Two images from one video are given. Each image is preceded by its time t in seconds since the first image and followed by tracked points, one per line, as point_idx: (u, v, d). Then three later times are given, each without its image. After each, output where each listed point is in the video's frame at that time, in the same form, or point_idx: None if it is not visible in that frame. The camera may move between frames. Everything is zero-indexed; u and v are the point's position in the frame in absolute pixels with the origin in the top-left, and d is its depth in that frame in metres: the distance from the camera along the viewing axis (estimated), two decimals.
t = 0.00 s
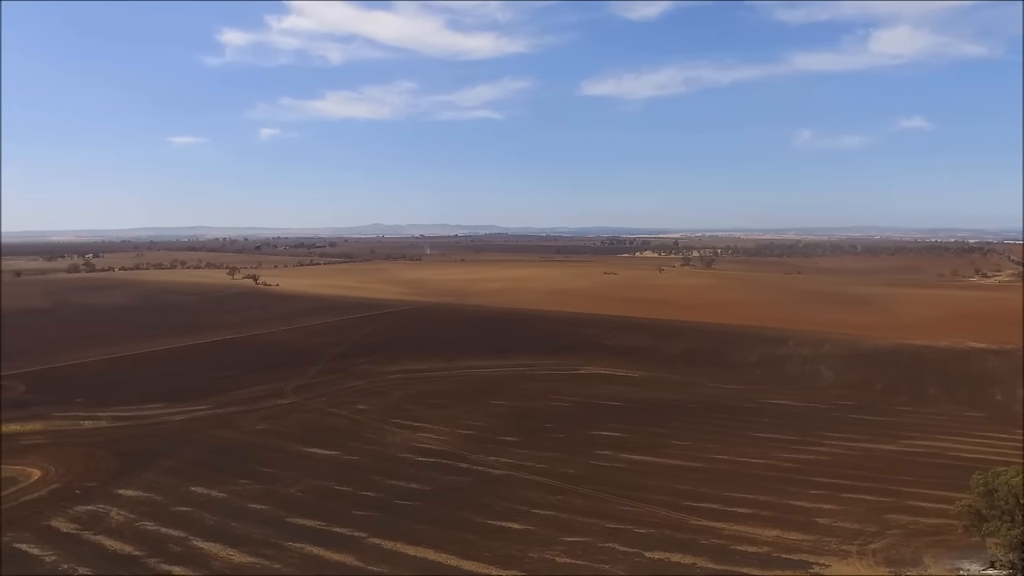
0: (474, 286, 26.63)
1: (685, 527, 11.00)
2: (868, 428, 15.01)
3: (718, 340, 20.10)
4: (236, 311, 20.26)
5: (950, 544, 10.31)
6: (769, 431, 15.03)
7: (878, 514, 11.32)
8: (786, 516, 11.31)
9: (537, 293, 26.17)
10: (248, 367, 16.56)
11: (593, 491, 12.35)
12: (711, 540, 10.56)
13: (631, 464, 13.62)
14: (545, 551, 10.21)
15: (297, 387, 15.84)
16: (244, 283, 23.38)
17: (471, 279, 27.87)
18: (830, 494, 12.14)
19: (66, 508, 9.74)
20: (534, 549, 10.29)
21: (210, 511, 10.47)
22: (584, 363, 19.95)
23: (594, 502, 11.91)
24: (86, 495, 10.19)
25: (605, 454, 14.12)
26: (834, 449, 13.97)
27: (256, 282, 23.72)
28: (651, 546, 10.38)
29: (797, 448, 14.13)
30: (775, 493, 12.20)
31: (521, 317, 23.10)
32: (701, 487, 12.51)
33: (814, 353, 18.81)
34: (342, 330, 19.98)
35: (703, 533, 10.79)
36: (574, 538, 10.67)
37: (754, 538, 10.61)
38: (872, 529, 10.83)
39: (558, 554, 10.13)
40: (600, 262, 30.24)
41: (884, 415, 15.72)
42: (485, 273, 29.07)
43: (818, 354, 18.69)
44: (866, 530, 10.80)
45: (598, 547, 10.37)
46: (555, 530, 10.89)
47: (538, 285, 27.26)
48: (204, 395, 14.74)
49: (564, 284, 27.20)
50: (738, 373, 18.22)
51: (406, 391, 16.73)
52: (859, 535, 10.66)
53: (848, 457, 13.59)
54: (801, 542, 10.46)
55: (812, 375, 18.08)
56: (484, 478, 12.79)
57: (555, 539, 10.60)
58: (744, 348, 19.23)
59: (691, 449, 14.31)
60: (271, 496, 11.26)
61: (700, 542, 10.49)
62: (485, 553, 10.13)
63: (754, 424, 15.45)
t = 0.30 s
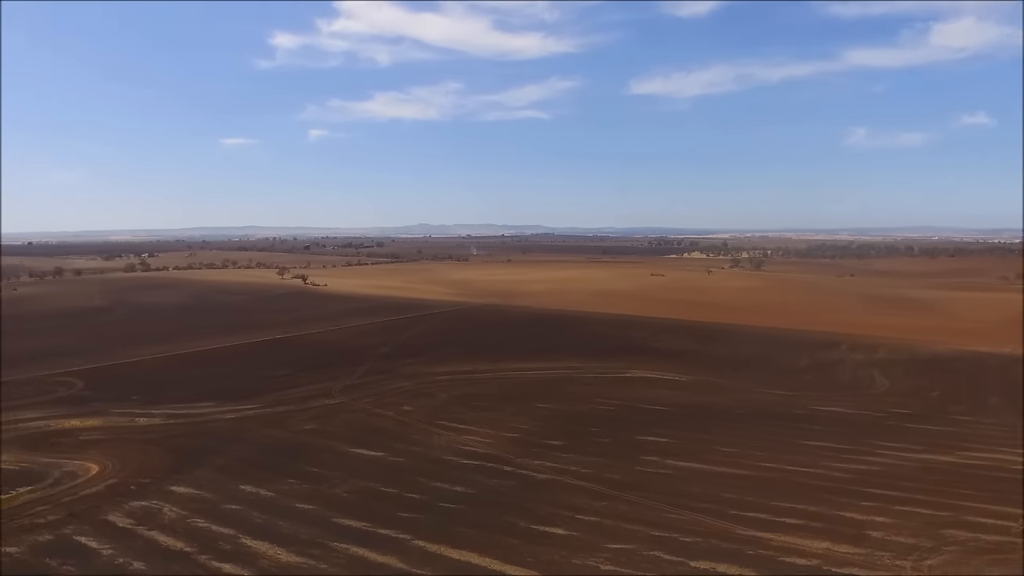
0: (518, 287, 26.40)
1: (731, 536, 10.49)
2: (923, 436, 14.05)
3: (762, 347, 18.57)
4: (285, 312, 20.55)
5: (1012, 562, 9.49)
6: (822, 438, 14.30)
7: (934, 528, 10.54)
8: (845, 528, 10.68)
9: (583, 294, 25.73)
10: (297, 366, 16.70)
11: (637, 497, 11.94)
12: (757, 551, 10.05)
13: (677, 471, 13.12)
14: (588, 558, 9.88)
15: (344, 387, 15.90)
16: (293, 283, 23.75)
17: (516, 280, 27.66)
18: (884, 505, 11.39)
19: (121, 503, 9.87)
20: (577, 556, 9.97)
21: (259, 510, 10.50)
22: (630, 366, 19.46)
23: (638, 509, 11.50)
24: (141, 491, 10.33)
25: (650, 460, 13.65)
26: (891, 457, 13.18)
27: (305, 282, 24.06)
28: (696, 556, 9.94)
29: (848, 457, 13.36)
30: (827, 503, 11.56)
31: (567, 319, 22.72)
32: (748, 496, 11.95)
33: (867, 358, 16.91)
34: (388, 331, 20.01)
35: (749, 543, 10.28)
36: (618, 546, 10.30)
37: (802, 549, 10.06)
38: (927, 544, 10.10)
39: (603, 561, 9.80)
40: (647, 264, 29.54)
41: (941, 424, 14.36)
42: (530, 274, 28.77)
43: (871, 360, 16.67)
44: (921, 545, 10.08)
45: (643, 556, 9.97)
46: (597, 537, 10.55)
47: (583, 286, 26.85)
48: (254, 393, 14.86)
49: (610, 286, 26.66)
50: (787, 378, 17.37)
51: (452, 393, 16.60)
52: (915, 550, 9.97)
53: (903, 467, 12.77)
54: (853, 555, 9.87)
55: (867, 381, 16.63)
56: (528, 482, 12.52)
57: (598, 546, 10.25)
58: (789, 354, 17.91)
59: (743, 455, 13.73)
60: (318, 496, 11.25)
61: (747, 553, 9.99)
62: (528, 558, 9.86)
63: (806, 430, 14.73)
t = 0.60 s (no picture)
0: (561, 288, 26.07)
1: (777, 547, 10.02)
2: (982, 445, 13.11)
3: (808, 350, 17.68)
4: (330, 313, 20.75)
5: None
6: (878, 446, 13.59)
7: (992, 545, 9.84)
8: (908, 541, 10.06)
9: (627, 296, 25.27)
10: (342, 367, 16.77)
11: (682, 504, 11.54)
12: (805, 564, 9.56)
13: (725, 476, 12.65)
14: (630, 566, 9.55)
15: (388, 388, 15.90)
16: (338, 284, 24.01)
17: (558, 281, 27.36)
18: (936, 519, 10.73)
19: (171, 501, 9.98)
20: (618, 563, 9.64)
21: (303, 510, 10.51)
22: (675, 370, 18.98)
23: (682, 516, 11.10)
24: (189, 488, 10.44)
25: (694, 466, 13.19)
26: (952, 467, 12.39)
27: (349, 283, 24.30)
28: (740, 566, 9.52)
29: (900, 468, 12.66)
30: (874, 515, 10.95)
31: (611, 322, 22.34)
32: (794, 505, 11.42)
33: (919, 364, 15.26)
34: (431, 332, 19.99)
35: (797, 555, 9.79)
36: (659, 553, 9.96)
37: (852, 564, 9.54)
38: (985, 562, 9.42)
39: (644, 570, 9.46)
40: (694, 266, 28.81)
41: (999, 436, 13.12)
42: (573, 276, 28.44)
43: (923, 367, 15.17)
44: (978, 563, 9.43)
45: (685, 565, 9.58)
46: (639, 544, 10.22)
47: (628, 288, 26.35)
48: (299, 393, 14.95)
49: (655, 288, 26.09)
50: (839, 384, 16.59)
51: (495, 395, 16.43)
52: (970, 568, 9.33)
53: (960, 478, 11.98)
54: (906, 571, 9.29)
55: (920, 389, 15.37)
56: (570, 487, 12.24)
57: (640, 553, 9.91)
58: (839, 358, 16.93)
59: (796, 463, 13.16)
60: (362, 497, 11.21)
61: (793, 565, 9.52)
62: (569, 564, 9.58)
63: (857, 437, 14.06)
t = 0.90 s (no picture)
0: (597, 289, 25.68)
1: (818, 558, 9.59)
2: None
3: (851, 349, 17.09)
4: (368, 313, 20.83)
5: None
6: (932, 454, 12.95)
7: None
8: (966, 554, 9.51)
9: (666, 298, 24.78)
10: (379, 367, 16.76)
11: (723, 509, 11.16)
12: None
13: (768, 483, 12.19)
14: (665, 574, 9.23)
15: (425, 390, 15.83)
16: (376, 283, 24.13)
17: (595, 282, 26.96)
18: (985, 533, 10.14)
19: (211, 499, 10.05)
20: (653, 571, 9.34)
21: (340, 511, 10.48)
22: (715, 374, 18.49)
23: (721, 523, 10.71)
24: (229, 487, 10.50)
25: (733, 472, 12.78)
26: (1008, 480, 11.71)
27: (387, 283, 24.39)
28: None
29: (944, 478, 12.06)
30: (922, 528, 10.40)
31: (649, 325, 21.92)
32: (834, 515, 10.94)
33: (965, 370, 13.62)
34: (468, 333, 19.85)
35: (839, 567, 9.35)
36: (698, 561, 9.62)
37: None
38: None
39: None
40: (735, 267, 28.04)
41: None
42: (611, 277, 28.03)
43: (970, 373, 13.53)
44: None
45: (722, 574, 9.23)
46: (678, 551, 9.90)
47: (666, 287, 25.80)
48: (337, 393, 14.98)
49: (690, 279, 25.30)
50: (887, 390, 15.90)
51: (531, 398, 16.21)
52: None
53: (1016, 492, 11.31)
54: None
55: (969, 398, 14.22)
56: (606, 492, 11.96)
57: (679, 561, 9.60)
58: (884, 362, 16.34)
59: (845, 470, 12.62)
60: (397, 499, 11.13)
61: None
62: (604, 571, 9.31)
63: (910, 442, 13.44)
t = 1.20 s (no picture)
0: (631, 290, 25.34)
1: (856, 569, 9.21)
2: None
3: (888, 356, 16.43)
4: (399, 313, 20.85)
5: None
6: (981, 464, 12.37)
7: None
8: (1017, 568, 9.03)
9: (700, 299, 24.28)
10: (411, 368, 16.74)
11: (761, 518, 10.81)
12: None
13: (809, 491, 11.78)
14: None
15: (456, 391, 15.73)
16: (407, 283, 24.17)
17: (627, 283, 26.55)
18: None
19: (245, 499, 10.08)
20: None
21: (372, 513, 10.42)
22: (751, 377, 18.03)
23: (755, 532, 10.37)
24: (263, 487, 10.53)
25: (766, 479, 12.40)
26: None
27: (418, 283, 24.42)
28: None
29: (990, 489, 11.49)
30: (966, 540, 9.92)
31: (682, 327, 21.50)
32: (871, 524, 10.51)
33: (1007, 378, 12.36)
34: (500, 334, 19.72)
35: None
36: (730, 570, 9.31)
37: None
38: None
39: None
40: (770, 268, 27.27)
41: None
42: (643, 278, 27.59)
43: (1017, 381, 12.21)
44: None
45: None
46: (712, 559, 9.60)
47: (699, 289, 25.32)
48: (369, 394, 14.98)
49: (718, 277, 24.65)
50: (933, 396, 15.33)
51: (564, 401, 16.00)
52: None
53: None
54: None
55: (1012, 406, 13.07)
56: (638, 498, 11.68)
57: (713, 568, 9.31)
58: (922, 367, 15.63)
59: (889, 479, 12.14)
60: (428, 502, 11.03)
61: None
62: None
63: (956, 451, 12.88)
